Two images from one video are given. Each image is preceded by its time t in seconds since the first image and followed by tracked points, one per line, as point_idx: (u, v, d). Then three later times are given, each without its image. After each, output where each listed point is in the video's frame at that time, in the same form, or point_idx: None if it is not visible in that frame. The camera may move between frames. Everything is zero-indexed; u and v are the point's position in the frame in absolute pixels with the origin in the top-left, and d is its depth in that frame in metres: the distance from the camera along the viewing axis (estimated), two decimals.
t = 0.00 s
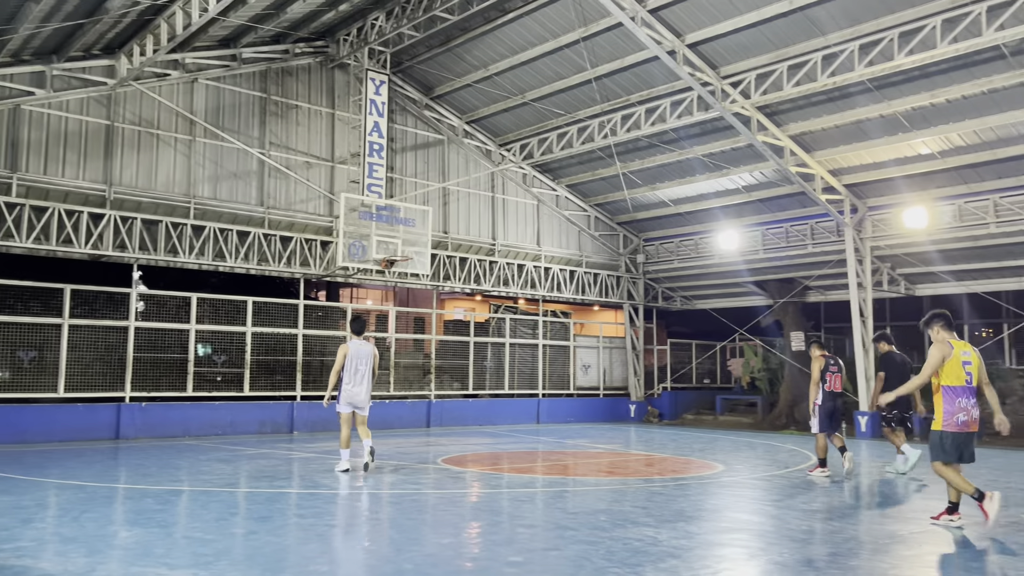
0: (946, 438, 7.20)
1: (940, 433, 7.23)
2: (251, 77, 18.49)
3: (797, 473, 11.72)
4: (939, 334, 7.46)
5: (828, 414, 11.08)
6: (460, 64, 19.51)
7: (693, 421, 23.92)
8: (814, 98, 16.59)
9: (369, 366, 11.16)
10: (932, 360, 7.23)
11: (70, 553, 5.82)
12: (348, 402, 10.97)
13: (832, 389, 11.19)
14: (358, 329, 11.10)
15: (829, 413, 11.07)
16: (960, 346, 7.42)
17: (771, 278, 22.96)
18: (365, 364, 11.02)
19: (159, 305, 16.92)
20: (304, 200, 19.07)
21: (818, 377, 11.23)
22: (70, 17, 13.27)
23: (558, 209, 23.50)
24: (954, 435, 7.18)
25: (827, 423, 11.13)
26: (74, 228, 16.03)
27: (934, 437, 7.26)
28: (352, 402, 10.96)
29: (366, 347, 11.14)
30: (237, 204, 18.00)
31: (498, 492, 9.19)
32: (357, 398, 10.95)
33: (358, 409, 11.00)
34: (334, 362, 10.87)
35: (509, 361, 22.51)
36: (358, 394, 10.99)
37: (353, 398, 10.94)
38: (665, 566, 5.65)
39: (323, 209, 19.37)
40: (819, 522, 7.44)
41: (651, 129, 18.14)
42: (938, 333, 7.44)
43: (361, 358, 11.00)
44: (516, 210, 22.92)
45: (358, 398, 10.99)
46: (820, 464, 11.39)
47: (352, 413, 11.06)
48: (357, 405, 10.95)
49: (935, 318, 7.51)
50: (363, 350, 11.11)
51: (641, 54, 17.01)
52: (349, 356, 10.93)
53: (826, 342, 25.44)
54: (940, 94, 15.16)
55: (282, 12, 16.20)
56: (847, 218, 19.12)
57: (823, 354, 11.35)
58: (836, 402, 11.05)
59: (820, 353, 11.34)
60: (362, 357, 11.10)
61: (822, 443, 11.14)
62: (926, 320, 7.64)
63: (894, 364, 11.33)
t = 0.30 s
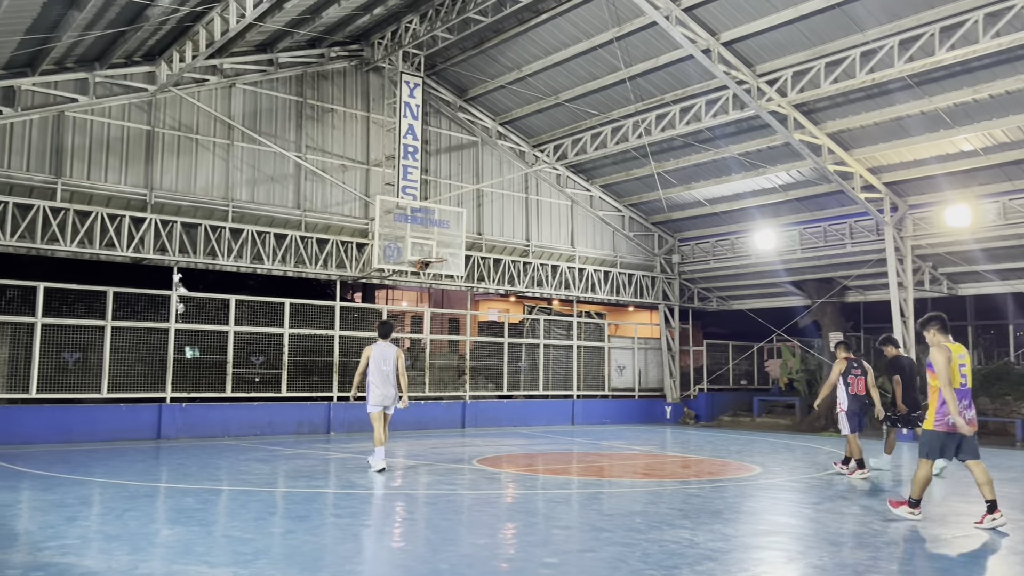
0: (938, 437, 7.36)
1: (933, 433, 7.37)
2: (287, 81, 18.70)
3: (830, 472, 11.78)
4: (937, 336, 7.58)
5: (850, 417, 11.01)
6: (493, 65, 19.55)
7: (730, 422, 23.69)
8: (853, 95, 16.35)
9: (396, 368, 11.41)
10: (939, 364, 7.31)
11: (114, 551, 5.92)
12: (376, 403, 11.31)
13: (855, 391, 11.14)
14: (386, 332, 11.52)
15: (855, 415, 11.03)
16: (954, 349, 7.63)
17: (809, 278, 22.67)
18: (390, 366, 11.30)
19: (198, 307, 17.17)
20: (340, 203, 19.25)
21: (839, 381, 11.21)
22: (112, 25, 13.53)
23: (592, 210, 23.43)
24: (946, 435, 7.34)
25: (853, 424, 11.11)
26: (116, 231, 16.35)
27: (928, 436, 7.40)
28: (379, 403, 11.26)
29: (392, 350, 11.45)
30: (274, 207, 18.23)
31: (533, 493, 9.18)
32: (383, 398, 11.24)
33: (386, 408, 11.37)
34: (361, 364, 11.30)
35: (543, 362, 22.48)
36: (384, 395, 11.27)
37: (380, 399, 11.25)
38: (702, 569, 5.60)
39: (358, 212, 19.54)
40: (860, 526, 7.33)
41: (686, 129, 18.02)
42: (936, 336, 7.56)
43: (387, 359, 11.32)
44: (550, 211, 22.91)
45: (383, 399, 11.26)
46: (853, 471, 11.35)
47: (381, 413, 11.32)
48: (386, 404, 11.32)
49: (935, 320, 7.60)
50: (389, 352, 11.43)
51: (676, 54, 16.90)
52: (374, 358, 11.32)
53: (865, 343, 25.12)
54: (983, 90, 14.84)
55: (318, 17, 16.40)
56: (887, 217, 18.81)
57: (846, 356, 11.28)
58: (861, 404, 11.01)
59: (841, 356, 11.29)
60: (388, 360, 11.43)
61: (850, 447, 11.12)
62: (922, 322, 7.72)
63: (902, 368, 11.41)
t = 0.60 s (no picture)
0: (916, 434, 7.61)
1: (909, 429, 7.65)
2: (308, 82, 18.79)
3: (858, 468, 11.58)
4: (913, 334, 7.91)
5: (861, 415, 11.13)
6: (512, 65, 19.54)
7: (751, 423, 23.54)
8: (876, 92, 16.20)
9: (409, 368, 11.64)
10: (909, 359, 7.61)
11: (139, 549, 5.98)
12: (390, 402, 11.66)
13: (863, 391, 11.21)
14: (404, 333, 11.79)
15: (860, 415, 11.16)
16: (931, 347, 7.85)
17: (831, 277, 22.48)
18: (401, 367, 11.57)
19: (220, 307, 17.29)
20: (360, 204, 19.32)
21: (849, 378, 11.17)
22: (136, 28, 13.66)
23: (612, 209, 23.36)
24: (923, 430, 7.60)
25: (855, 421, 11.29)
26: (139, 233, 16.50)
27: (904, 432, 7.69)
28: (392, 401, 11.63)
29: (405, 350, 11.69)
30: (295, 208, 18.33)
31: (554, 493, 9.16)
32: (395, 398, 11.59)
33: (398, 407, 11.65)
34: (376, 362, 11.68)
35: (563, 362, 22.43)
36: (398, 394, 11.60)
37: (392, 398, 11.60)
38: (724, 570, 5.56)
39: (378, 212, 19.60)
40: (884, 527, 7.26)
41: (706, 127, 17.94)
42: (913, 334, 7.88)
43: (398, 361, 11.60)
44: (569, 211, 22.88)
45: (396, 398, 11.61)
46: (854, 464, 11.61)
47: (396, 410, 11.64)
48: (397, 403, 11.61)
49: (908, 319, 7.98)
50: (402, 353, 11.67)
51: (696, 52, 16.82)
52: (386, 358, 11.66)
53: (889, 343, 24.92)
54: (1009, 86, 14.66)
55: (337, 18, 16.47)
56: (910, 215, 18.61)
57: (857, 354, 11.13)
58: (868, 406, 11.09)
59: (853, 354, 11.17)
60: (402, 360, 11.69)
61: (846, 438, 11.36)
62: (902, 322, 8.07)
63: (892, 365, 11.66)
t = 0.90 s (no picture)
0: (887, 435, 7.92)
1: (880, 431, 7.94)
2: (317, 82, 18.83)
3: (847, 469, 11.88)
4: (880, 337, 8.07)
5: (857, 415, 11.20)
6: (521, 64, 19.53)
7: (761, 422, 23.47)
8: (887, 90, 16.12)
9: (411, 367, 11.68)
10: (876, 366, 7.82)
11: (148, 547, 6.00)
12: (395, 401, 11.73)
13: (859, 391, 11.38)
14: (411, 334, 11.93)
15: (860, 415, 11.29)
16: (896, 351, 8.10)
17: (841, 276, 22.37)
18: (402, 365, 11.64)
19: (230, 306, 17.36)
20: (369, 203, 19.35)
21: (847, 380, 11.20)
22: (146, 28, 13.71)
23: (621, 208, 23.32)
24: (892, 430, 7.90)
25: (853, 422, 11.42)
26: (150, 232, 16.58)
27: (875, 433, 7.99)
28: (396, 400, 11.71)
29: (408, 349, 11.76)
30: (305, 208, 18.37)
31: (562, 492, 9.16)
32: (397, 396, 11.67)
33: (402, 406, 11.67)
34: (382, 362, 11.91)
35: (572, 361, 22.40)
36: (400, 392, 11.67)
37: (395, 397, 11.68)
38: (732, 570, 5.55)
39: (388, 211, 19.62)
40: (894, 527, 7.22)
41: (716, 126, 17.89)
42: (881, 338, 8.07)
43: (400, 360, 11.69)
44: (578, 210, 22.85)
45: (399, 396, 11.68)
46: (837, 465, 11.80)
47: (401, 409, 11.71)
48: (400, 402, 11.65)
49: (877, 323, 8.11)
50: (405, 352, 11.74)
51: (705, 50, 16.77)
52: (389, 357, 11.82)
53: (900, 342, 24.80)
54: (1021, 83, 14.55)
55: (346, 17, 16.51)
56: (921, 214, 18.50)
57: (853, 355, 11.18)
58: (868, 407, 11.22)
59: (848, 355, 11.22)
60: (406, 358, 11.77)
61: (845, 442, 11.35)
62: (868, 323, 8.23)
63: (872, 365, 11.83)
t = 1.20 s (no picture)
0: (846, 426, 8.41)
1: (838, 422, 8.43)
2: (321, 80, 18.85)
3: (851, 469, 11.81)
4: (847, 335, 8.46)
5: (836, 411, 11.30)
6: (526, 62, 19.53)
7: (765, 421, 23.45)
8: (892, 88, 16.09)
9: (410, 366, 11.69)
10: (849, 363, 8.24)
11: (154, 544, 6.02)
12: (398, 398, 11.90)
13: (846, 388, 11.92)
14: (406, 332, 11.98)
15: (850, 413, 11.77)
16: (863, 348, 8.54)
17: (846, 275, 22.31)
18: (404, 363, 11.76)
19: (235, 305, 17.39)
20: (374, 201, 19.36)
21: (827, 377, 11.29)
22: (151, 27, 13.73)
23: (626, 207, 23.30)
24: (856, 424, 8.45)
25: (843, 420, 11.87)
26: (154, 230, 16.62)
27: (833, 422, 8.46)
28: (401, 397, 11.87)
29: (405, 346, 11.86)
30: (309, 206, 18.39)
31: (566, 491, 9.16)
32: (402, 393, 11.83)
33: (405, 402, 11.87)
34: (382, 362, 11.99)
35: (576, 360, 22.39)
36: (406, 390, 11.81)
37: (398, 394, 11.84)
38: (737, 568, 5.55)
39: (392, 210, 19.62)
40: (899, 525, 7.21)
41: (720, 124, 17.88)
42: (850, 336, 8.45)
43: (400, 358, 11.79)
44: (582, 208, 22.85)
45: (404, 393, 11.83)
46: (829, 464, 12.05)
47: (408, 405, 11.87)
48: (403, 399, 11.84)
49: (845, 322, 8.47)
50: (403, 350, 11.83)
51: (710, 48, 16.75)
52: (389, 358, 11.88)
53: (905, 341, 24.74)
54: None
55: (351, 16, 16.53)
56: (927, 212, 18.46)
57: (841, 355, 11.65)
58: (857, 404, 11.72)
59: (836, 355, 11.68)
60: (404, 356, 11.85)
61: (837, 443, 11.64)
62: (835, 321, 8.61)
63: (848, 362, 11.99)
